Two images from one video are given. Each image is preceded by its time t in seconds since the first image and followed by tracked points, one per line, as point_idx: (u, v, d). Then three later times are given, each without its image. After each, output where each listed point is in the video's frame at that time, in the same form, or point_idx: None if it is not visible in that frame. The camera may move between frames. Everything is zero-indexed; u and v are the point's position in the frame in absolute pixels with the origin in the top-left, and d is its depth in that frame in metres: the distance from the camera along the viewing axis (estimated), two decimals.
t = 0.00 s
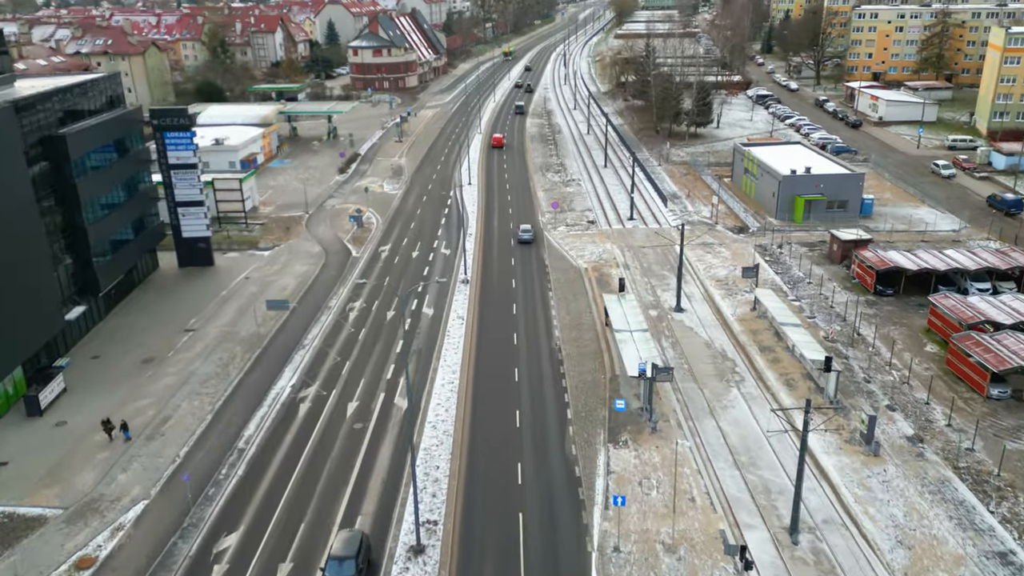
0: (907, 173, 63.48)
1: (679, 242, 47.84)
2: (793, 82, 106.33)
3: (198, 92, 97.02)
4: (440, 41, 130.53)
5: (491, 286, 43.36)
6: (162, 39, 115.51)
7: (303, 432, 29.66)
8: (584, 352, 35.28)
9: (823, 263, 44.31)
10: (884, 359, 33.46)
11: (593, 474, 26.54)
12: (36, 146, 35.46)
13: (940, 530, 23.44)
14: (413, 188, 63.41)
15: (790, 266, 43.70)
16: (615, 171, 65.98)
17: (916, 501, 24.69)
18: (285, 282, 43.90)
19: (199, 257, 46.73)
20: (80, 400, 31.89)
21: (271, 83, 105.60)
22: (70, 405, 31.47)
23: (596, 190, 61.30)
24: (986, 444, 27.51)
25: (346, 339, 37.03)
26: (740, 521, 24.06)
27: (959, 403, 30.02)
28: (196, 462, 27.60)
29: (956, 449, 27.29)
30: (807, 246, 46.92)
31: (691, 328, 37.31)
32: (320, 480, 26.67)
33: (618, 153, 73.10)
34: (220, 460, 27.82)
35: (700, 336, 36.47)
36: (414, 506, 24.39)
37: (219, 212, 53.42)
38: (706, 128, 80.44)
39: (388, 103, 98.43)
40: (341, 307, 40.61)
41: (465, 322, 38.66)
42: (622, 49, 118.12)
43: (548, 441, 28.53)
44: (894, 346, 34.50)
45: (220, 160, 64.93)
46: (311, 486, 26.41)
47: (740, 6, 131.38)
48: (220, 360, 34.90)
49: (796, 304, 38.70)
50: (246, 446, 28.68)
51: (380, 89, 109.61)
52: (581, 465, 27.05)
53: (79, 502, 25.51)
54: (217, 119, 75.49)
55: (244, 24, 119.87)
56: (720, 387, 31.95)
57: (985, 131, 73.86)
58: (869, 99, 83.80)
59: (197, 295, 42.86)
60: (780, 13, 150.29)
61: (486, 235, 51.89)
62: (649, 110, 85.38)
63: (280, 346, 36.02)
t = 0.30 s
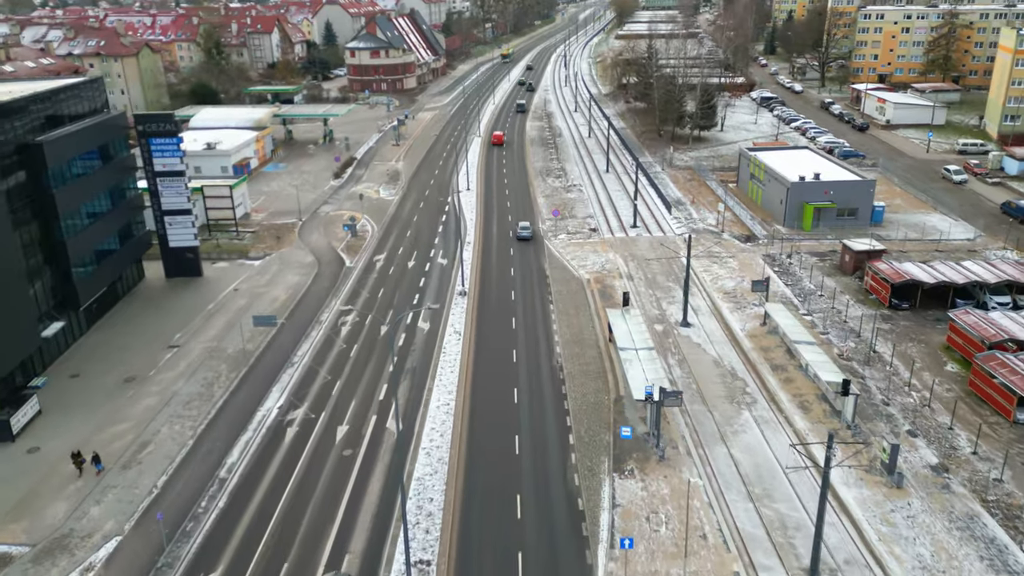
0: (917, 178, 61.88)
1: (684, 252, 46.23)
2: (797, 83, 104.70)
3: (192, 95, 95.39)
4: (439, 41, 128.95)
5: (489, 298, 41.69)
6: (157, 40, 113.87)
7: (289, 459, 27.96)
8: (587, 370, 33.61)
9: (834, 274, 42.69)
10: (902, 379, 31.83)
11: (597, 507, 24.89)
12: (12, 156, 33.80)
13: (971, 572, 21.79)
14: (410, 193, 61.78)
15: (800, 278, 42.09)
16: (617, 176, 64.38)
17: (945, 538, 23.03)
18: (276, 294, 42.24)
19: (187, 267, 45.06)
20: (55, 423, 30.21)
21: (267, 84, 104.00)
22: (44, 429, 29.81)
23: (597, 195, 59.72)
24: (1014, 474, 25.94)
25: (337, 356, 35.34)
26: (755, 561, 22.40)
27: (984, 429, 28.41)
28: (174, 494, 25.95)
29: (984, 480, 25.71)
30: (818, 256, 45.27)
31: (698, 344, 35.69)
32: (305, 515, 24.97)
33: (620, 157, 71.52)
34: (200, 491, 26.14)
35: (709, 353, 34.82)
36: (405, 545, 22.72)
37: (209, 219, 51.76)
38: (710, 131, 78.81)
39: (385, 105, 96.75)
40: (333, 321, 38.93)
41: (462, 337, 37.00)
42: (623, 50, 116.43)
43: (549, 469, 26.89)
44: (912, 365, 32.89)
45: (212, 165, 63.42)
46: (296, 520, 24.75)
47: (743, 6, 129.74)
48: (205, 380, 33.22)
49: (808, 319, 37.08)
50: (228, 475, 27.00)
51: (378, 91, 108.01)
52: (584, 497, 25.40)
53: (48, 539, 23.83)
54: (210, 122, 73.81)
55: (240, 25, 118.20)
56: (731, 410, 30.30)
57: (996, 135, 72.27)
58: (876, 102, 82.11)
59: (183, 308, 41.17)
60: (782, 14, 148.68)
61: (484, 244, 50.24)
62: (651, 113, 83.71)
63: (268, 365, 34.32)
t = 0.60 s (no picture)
0: (928, 183, 60.26)
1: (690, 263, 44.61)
2: (801, 85, 103.03)
3: (186, 97, 93.76)
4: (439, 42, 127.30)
5: (487, 311, 40.02)
6: (152, 41, 112.24)
7: (274, 490, 26.25)
8: (590, 390, 31.96)
9: (847, 285, 41.03)
10: (923, 401, 30.19)
11: (603, 544, 23.21)
12: None
13: None
14: (406, 199, 60.09)
15: (811, 290, 40.43)
16: (620, 181, 62.72)
17: None
18: (265, 307, 40.55)
19: (173, 278, 43.35)
20: (26, 449, 28.52)
21: (262, 86, 102.34)
22: (15, 455, 28.14)
23: (599, 201, 58.07)
24: None
25: (327, 374, 33.65)
26: None
27: (1012, 457, 26.76)
28: (149, 529, 24.25)
29: (1015, 514, 24.05)
30: (829, 266, 43.60)
31: (706, 362, 34.06)
32: (289, 553, 23.27)
33: (622, 161, 69.88)
34: (177, 526, 24.42)
35: (718, 372, 33.13)
36: None
37: (198, 227, 50.10)
38: (714, 134, 77.12)
39: (382, 108, 95.10)
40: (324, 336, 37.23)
41: (459, 353, 35.30)
42: (624, 51, 114.72)
43: (550, 502, 25.22)
44: (933, 385, 31.24)
45: (204, 170, 61.77)
46: (279, 558, 23.06)
47: (745, 6, 128.04)
48: (188, 401, 31.53)
49: (821, 335, 35.43)
50: (207, 508, 25.30)
51: (376, 93, 106.32)
52: (588, 533, 23.73)
53: None
54: (203, 124, 72.22)
55: (236, 26, 116.56)
56: (743, 434, 28.63)
57: (1007, 138, 70.55)
58: (884, 104, 80.44)
59: (169, 321, 39.46)
60: (785, 14, 147.09)
61: (483, 252, 48.57)
62: (654, 115, 82.06)
63: (254, 384, 32.62)
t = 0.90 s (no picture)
0: (939, 189, 58.58)
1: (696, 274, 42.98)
2: (806, 87, 101.31)
3: (180, 99, 92.10)
4: (438, 43, 125.73)
5: (486, 325, 38.30)
6: (146, 42, 110.63)
7: (257, 523, 24.55)
8: (594, 411, 30.28)
9: (860, 298, 39.37)
10: (946, 426, 28.54)
11: None
12: None
13: None
14: (403, 205, 58.39)
15: (824, 304, 38.78)
16: (622, 186, 61.12)
17: None
18: (255, 320, 38.86)
19: (159, 290, 41.66)
20: None
21: (258, 88, 100.74)
22: None
23: (601, 207, 56.36)
24: None
25: (317, 395, 31.96)
26: None
27: None
28: (121, 570, 22.57)
29: None
30: (841, 278, 41.96)
31: (715, 381, 32.43)
32: None
33: (625, 165, 68.25)
34: (151, 566, 22.72)
35: (729, 394, 31.41)
36: None
37: (187, 236, 48.45)
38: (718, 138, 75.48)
39: (380, 110, 93.34)
40: (315, 353, 35.52)
41: (455, 371, 33.60)
42: (626, 52, 112.93)
43: (552, 538, 23.52)
44: (956, 408, 29.57)
45: (195, 175, 60.26)
46: None
47: (749, 5, 126.28)
48: (169, 424, 29.85)
49: (835, 353, 33.79)
50: (185, 545, 23.60)
51: (373, 95, 104.59)
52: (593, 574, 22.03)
53: None
54: (196, 127, 70.60)
55: (232, 26, 114.85)
56: (757, 462, 26.95)
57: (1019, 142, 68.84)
58: (892, 107, 78.79)
59: (153, 336, 37.78)
60: (788, 14, 145.39)
61: (481, 261, 46.86)
62: (657, 118, 80.35)
63: (239, 406, 30.94)
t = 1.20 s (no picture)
0: (952, 195, 56.89)
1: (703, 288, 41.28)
2: (812, 89, 99.65)
3: (174, 101, 90.46)
4: (437, 44, 124.05)
5: (484, 342, 36.55)
6: (141, 43, 108.89)
7: (237, 563, 22.83)
8: (598, 437, 28.53)
9: (876, 313, 37.67)
10: (974, 454, 26.83)
11: None
12: None
13: None
14: (400, 212, 56.71)
15: (838, 319, 37.09)
16: (625, 192, 59.43)
17: None
18: (242, 336, 37.14)
19: (144, 303, 39.94)
20: None
21: (254, 90, 99.07)
22: None
23: (604, 215, 54.69)
24: None
25: (306, 419, 30.23)
26: None
27: None
28: None
29: None
30: (855, 290, 40.27)
31: (726, 404, 30.73)
32: None
33: (628, 170, 66.58)
34: None
35: (742, 418, 29.70)
36: None
37: (175, 245, 46.78)
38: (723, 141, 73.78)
39: (377, 112, 91.65)
40: (304, 372, 33.80)
41: (452, 393, 31.83)
42: (628, 53, 111.26)
43: None
44: (984, 435, 27.86)
45: (186, 180, 58.76)
46: None
47: (752, 6, 124.66)
48: (148, 451, 28.17)
49: (851, 373, 32.11)
50: None
51: (371, 97, 102.83)
52: None
53: None
54: (188, 131, 68.93)
55: (228, 27, 113.13)
56: (773, 495, 25.20)
57: None
58: (900, 110, 77.03)
59: (135, 353, 36.10)
60: (791, 14, 143.79)
61: (480, 273, 45.11)
62: (660, 121, 78.66)
63: (223, 431, 29.25)
